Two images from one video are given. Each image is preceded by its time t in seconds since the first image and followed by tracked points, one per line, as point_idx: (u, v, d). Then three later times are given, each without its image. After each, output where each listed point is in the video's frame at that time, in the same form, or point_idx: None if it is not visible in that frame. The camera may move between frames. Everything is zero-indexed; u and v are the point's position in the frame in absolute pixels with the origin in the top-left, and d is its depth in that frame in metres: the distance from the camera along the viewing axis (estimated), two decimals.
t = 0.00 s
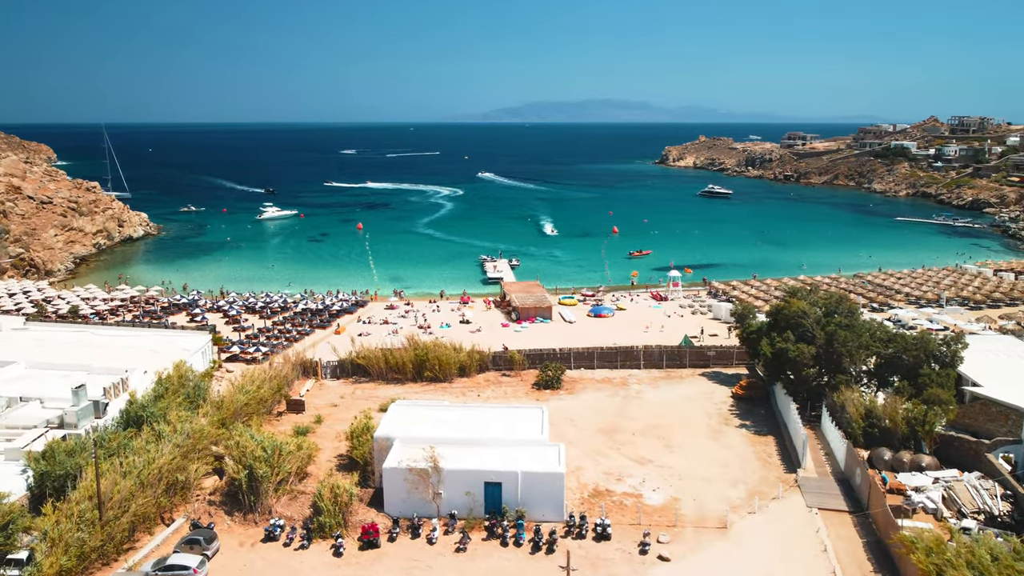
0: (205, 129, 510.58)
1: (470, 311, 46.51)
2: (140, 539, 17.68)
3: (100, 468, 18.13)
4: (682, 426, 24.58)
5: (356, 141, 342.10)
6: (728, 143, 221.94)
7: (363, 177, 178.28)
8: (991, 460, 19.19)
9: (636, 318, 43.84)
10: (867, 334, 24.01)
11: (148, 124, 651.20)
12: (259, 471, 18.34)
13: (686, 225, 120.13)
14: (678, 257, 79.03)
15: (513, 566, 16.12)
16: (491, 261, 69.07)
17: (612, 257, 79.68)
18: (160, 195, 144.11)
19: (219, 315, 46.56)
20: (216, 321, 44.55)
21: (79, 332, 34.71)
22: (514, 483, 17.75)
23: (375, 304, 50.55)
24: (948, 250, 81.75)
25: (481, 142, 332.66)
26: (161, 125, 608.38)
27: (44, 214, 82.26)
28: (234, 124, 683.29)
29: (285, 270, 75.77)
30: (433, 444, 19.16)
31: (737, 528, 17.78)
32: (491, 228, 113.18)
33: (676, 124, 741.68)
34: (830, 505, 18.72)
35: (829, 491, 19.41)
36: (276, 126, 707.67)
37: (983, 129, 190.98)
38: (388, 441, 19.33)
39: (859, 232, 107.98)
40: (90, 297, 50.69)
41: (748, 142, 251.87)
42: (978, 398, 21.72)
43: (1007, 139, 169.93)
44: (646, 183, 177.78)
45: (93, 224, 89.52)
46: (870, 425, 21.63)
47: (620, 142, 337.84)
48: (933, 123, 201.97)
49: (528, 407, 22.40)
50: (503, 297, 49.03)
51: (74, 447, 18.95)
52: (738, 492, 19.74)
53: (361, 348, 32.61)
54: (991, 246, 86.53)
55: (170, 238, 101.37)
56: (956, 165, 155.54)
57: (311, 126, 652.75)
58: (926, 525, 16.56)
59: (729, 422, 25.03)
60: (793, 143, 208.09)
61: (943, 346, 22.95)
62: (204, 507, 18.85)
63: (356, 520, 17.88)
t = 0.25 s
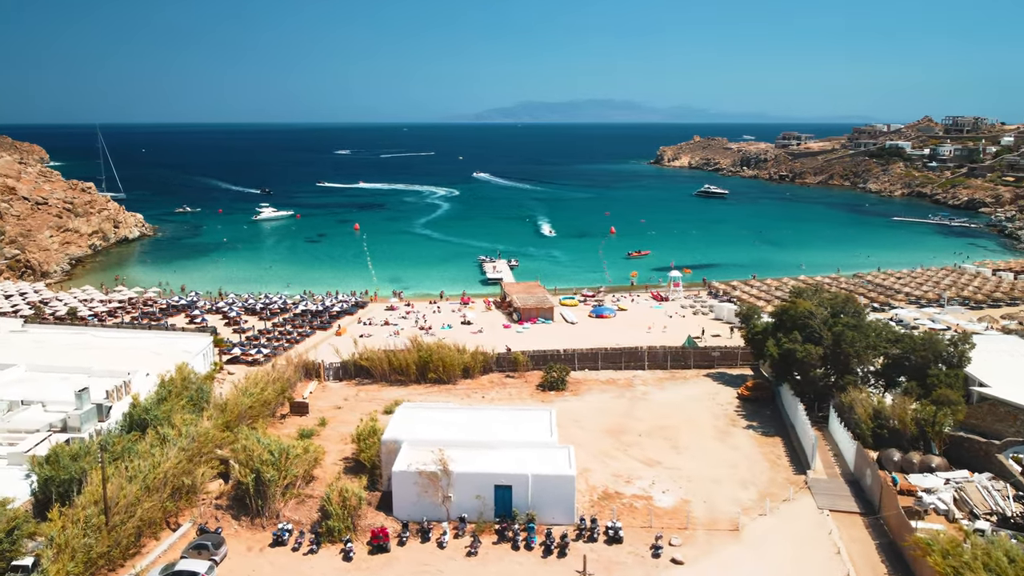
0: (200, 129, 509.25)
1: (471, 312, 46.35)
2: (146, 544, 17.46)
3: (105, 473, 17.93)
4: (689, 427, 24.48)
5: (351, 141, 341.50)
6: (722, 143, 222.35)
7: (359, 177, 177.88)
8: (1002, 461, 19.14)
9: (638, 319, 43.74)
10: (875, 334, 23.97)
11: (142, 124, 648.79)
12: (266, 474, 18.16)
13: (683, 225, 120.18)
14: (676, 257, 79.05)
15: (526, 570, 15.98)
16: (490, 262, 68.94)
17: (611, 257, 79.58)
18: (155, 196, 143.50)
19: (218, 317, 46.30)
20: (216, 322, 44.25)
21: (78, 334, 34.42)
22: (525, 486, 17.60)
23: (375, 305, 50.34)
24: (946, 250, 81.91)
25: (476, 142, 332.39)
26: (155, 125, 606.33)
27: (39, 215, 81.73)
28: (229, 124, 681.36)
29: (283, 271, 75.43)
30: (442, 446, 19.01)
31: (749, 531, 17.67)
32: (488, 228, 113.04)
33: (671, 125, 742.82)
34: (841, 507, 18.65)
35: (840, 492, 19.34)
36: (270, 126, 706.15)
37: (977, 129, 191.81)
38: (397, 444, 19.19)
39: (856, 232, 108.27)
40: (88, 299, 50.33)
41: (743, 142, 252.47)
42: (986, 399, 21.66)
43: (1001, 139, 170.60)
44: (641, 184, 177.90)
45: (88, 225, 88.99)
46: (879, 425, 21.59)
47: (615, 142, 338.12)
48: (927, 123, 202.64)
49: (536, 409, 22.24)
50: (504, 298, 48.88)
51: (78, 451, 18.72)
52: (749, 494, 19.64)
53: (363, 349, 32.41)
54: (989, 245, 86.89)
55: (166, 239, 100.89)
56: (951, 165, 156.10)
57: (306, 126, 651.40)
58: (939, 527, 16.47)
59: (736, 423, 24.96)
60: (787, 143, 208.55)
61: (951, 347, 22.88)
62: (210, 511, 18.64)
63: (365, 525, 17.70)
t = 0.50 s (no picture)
0: (193, 129, 508.15)
1: (472, 313, 46.19)
2: (153, 550, 17.22)
3: (112, 479, 17.69)
4: (698, 429, 24.37)
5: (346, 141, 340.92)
6: (717, 143, 222.75)
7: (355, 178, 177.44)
8: (1015, 462, 19.02)
9: (641, 320, 43.63)
10: (884, 335, 23.91)
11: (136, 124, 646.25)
12: (276, 479, 17.95)
13: (680, 225, 120.27)
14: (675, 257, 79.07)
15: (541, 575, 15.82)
16: (489, 262, 68.76)
17: (610, 257, 79.50)
18: (151, 197, 142.81)
19: (218, 318, 46.04)
20: (216, 324, 43.94)
21: (78, 336, 34.11)
22: (538, 489, 17.43)
23: (376, 306, 50.12)
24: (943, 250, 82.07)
25: (471, 142, 332.14)
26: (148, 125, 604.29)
27: (34, 216, 81.18)
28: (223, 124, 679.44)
29: (281, 272, 75.12)
30: (453, 450, 18.84)
31: (764, 534, 17.55)
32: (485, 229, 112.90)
33: (666, 125, 744.13)
34: (855, 509, 18.56)
35: (853, 494, 19.25)
36: (264, 126, 704.58)
37: (971, 129, 192.69)
38: (407, 448, 18.99)
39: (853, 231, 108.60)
40: (86, 301, 49.87)
41: (738, 142, 253.07)
42: (996, 400, 21.58)
43: (995, 139, 171.27)
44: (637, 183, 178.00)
45: (84, 226, 88.44)
46: (889, 427, 21.51)
47: (610, 142, 338.47)
48: (921, 123, 203.42)
49: (545, 412, 22.07)
50: (505, 299, 48.71)
51: (83, 456, 18.47)
52: (761, 496, 19.53)
53: (368, 351, 32.20)
54: (987, 245, 87.29)
55: (162, 240, 100.37)
56: (945, 165, 156.69)
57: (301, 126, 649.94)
58: (955, 530, 16.37)
59: (744, 425, 24.85)
60: (782, 143, 209.07)
61: (961, 347, 22.79)
62: (219, 517, 18.41)
63: (376, 529, 17.51)
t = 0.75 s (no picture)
0: (188, 129, 507.10)
1: (474, 314, 46.05)
2: (161, 556, 17.00)
3: (119, 484, 17.48)
4: (706, 431, 24.27)
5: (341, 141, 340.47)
6: (712, 143, 223.03)
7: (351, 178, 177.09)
8: None
9: (644, 321, 43.57)
10: (892, 335, 23.89)
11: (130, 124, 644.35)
12: (285, 483, 17.77)
13: (678, 225, 120.31)
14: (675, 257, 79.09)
15: None
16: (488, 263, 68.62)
17: (609, 258, 79.46)
18: (147, 197, 142.29)
19: (218, 320, 45.80)
20: (216, 326, 43.70)
21: (79, 339, 33.86)
22: (550, 493, 17.31)
23: (377, 307, 49.95)
24: (941, 249, 82.21)
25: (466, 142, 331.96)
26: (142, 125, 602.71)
27: (30, 217, 80.71)
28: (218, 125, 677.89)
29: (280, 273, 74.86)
30: (463, 453, 18.69)
31: (777, 537, 17.45)
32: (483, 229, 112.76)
33: (661, 125, 745.14)
34: (867, 511, 18.50)
35: (865, 497, 19.18)
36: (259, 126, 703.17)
37: (966, 129, 193.42)
38: (416, 451, 18.83)
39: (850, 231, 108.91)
40: (84, 303, 49.55)
41: (734, 142, 253.55)
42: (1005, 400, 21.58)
43: (990, 139, 171.82)
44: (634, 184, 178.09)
45: (80, 227, 87.99)
46: (899, 428, 21.43)
47: (606, 143, 338.75)
48: (916, 123, 204.06)
49: (553, 414, 21.92)
50: (506, 300, 48.60)
51: (89, 460, 18.27)
52: (773, 499, 19.43)
53: (371, 353, 32.02)
54: (985, 244, 87.64)
55: (159, 241, 99.92)
56: (941, 165, 157.16)
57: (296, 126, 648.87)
58: (970, 532, 16.28)
59: (752, 426, 24.75)
60: (777, 143, 209.51)
61: (970, 348, 22.74)
62: (227, 521, 18.22)
63: (386, 534, 17.35)
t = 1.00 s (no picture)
0: (182, 130, 505.61)
1: (476, 315, 45.89)
2: (170, 562, 16.78)
3: (127, 489, 17.23)
4: (715, 433, 24.16)
5: (335, 141, 339.77)
6: (707, 143, 223.41)
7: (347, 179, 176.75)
8: None
9: (647, 321, 43.48)
10: (902, 336, 23.81)
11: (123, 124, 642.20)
12: (296, 487, 17.59)
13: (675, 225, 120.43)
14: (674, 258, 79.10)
15: None
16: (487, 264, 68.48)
17: (608, 258, 79.44)
18: (142, 198, 141.59)
19: (219, 321, 45.55)
20: (217, 328, 43.41)
21: (79, 342, 33.55)
22: (564, 497, 17.16)
23: (378, 308, 49.71)
24: (939, 249, 82.39)
25: (461, 143, 332.03)
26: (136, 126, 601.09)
27: (26, 218, 80.20)
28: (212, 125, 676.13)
29: (279, 274, 74.53)
30: (475, 457, 18.51)
31: (792, 539, 17.34)
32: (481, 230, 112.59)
33: (656, 125, 746.33)
34: (881, 514, 18.42)
35: (879, 498, 19.12)
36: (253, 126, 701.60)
37: (960, 129, 194.21)
38: (428, 454, 18.62)
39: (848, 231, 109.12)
40: (83, 305, 49.16)
41: (729, 142, 254.03)
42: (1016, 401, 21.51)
43: (984, 139, 172.48)
44: (629, 184, 178.22)
45: (76, 228, 87.52)
46: (911, 430, 21.33)
47: (601, 143, 339.12)
48: (911, 124, 204.77)
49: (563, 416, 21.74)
50: (508, 301, 48.46)
51: (97, 465, 18.04)
52: (786, 501, 19.34)
53: (376, 355, 31.84)
54: (983, 244, 87.94)
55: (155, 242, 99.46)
56: (936, 165, 157.69)
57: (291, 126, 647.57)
58: (988, 534, 16.14)
59: (762, 428, 24.64)
60: (772, 143, 210.03)
61: (981, 348, 22.65)
62: (237, 527, 18.02)
63: (399, 539, 17.16)
